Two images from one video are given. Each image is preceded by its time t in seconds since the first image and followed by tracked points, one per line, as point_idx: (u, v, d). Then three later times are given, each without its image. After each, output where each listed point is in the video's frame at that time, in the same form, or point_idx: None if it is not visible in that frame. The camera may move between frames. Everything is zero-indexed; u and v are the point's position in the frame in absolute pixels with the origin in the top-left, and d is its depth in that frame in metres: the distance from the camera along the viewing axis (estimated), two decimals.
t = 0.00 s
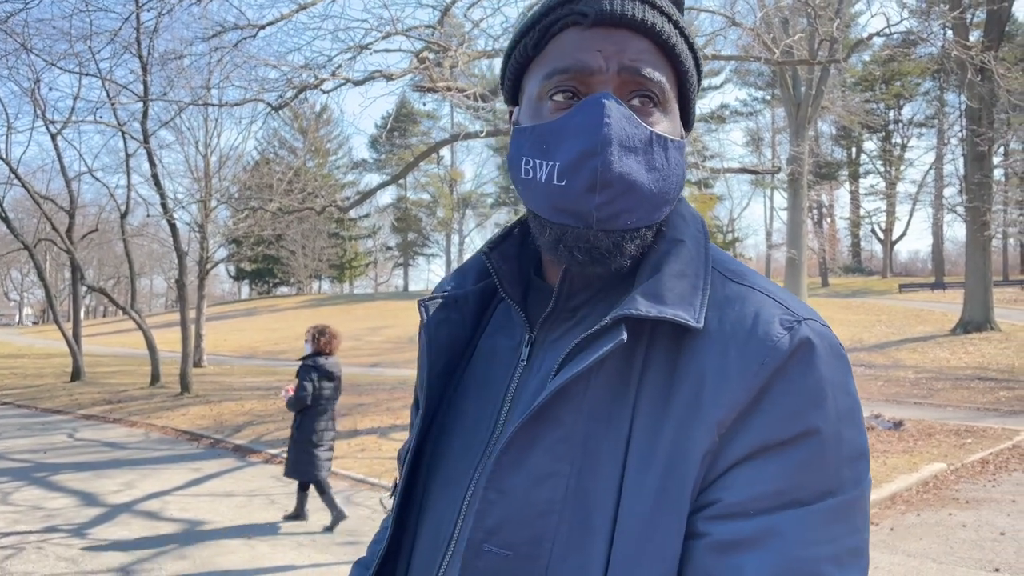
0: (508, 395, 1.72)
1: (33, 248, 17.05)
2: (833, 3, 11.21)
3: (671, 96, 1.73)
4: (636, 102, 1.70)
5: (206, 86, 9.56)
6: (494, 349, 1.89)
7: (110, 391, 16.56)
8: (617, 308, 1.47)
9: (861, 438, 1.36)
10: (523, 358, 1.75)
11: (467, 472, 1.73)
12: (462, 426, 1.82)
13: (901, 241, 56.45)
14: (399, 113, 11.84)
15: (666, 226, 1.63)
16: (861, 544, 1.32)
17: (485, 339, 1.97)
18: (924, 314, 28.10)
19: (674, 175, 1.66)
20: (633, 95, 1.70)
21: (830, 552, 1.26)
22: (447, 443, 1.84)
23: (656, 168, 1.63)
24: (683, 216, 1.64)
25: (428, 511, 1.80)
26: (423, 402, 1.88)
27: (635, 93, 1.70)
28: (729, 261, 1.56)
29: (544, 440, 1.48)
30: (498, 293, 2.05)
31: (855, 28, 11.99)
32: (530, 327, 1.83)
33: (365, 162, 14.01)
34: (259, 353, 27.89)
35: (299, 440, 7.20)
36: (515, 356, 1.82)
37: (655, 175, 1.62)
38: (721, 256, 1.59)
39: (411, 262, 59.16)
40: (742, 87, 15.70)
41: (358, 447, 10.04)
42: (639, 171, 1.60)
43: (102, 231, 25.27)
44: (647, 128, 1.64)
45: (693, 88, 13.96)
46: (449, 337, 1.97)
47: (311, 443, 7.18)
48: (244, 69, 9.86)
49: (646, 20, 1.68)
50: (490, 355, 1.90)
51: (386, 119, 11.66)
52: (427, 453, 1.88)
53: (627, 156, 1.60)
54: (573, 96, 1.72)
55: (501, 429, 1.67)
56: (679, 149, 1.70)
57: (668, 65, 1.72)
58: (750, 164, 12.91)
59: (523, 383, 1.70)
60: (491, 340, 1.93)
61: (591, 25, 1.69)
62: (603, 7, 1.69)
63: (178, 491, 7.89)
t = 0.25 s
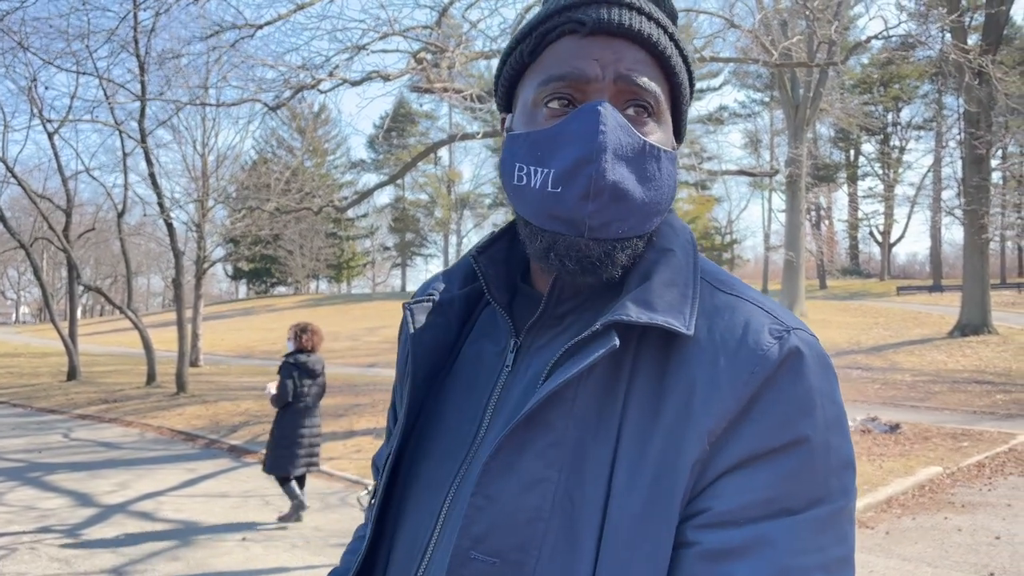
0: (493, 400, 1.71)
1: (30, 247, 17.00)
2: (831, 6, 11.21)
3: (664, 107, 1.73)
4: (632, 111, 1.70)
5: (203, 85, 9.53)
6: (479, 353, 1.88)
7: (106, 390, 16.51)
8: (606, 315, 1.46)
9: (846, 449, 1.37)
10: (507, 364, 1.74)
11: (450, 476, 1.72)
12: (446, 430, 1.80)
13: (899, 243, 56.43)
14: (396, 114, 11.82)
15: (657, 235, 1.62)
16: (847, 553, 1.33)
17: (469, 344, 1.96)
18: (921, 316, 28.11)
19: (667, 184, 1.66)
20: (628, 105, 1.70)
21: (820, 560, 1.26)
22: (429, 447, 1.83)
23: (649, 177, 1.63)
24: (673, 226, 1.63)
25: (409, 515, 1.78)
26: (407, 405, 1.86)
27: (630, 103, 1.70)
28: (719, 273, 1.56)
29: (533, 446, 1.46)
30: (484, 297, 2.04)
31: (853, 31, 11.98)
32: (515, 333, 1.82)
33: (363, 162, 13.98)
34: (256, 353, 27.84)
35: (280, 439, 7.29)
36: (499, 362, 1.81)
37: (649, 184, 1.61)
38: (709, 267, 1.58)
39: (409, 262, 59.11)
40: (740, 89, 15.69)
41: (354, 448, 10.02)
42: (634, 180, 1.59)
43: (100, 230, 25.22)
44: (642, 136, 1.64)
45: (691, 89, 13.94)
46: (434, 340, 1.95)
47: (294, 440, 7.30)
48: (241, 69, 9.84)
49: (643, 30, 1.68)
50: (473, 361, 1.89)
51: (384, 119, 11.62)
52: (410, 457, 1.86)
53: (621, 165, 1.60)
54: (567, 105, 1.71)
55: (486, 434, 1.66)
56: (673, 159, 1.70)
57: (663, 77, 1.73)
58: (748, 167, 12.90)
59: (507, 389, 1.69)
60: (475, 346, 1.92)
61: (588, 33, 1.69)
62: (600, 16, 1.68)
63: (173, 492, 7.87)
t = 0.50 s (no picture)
0: (488, 402, 1.71)
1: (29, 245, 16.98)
2: (831, 8, 11.21)
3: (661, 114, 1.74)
4: (631, 117, 1.71)
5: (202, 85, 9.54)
6: (475, 353, 1.88)
7: (104, 390, 16.51)
8: (606, 315, 1.46)
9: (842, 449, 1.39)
10: (504, 365, 1.74)
11: (446, 476, 1.72)
12: (441, 432, 1.80)
13: (898, 246, 56.44)
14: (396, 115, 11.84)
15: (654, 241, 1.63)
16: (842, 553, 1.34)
17: (464, 344, 1.95)
18: (920, 320, 28.13)
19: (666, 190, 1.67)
20: (628, 112, 1.70)
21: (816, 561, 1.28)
22: (424, 447, 1.83)
23: (647, 183, 1.63)
24: (667, 231, 1.64)
25: (405, 517, 1.78)
26: (403, 405, 1.86)
27: (631, 110, 1.70)
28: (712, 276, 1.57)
29: (530, 446, 1.46)
30: (480, 297, 2.04)
31: (853, 34, 11.98)
32: (512, 334, 1.82)
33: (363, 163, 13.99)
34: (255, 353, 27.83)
35: (265, 438, 7.41)
36: (496, 362, 1.81)
37: (648, 190, 1.62)
38: (705, 271, 1.59)
39: (408, 263, 59.09)
40: (740, 91, 15.70)
41: (351, 449, 10.02)
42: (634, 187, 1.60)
43: (99, 229, 25.19)
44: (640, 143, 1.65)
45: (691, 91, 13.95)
46: (430, 341, 1.94)
47: (278, 439, 7.38)
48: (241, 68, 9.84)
49: (641, 38, 1.69)
50: (469, 362, 1.88)
51: (384, 119, 11.61)
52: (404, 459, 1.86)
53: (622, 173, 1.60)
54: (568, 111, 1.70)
55: (483, 434, 1.66)
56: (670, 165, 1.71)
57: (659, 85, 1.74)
58: (747, 169, 12.90)
59: (503, 390, 1.69)
60: (470, 347, 1.92)
61: (588, 40, 1.69)
62: (598, 23, 1.69)
63: (170, 492, 7.87)
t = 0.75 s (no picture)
0: (500, 411, 1.73)
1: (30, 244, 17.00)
2: (833, 12, 11.21)
3: (618, 135, 1.71)
4: (582, 146, 1.73)
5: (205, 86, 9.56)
6: (486, 364, 1.90)
7: (105, 389, 16.53)
8: (622, 327, 1.49)
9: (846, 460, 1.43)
10: (517, 374, 1.75)
11: (459, 484, 1.73)
12: (453, 439, 1.82)
13: (898, 250, 56.41)
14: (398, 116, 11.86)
15: (624, 254, 1.71)
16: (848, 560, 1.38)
17: (475, 354, 1.96)
18: (920, 324, 28.12)
19: (626, 206, 1.72)
20: (575, 141, 1.73)
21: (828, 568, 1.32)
22: (437, 456, 1.84)
23: (600, 204, 1.71)
24: (674, 240, 1.66)
25: (418, 523, 1.79)
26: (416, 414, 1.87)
27: (577, 140, 1.73)
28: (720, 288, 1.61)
29: (545, 455, 1.47)
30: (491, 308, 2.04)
31: (855, 38, 11.99)
32: (524, 344, 1.83)
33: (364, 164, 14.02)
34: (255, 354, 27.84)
35: (249, 440, 7.40)
36: (508, 372, 1.83)
37: (597, 212, 1.71)
38: (715, 284, 1.61)
39: (408, 264, 59.11)
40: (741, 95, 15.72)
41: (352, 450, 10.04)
42: (580, 212, 1.71)
43: (100, 228, 25.23)
44: (585, 169, 1.72)
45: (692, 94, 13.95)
46: (442, 350, 1.94)
47: (262, 441, 7.37)
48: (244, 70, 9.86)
49: (584, 64, 1.65)
50: (481, 371, 1.90)
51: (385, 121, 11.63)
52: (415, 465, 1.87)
53: (566, 199, 1.72)
54: (519, 144, 1.80)
55: (495, 442, 1.68)
56: (631, 186, 1.73)
57: (615, 104, 1.68)
58: (748, 173, 12.90)
59: (516, 398, 1.71)
60: (482, 358, 1.92)
61: (531, 74, 1.72)
62: (538, 57, 1.71)
63: (171, 492, 7.88)
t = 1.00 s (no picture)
0: (516, 415, 1.72)
1: (32, 243, 17.00)
2: (837, 16, 11.19)
3: (598, 150, 1.70)
4: (560, 163, 1.74)
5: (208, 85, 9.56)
6: (501, 370, 1.89)
7: (106, 389, 16.52)
8: (633, 333, 1.49)
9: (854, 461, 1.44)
10: (532, 379, 1.75)
11: (475, 490, 1.72)
12: (469, 443, 1.81)
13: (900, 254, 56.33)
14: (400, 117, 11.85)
15: (614, 267, 1.71)
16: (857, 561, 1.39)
17: (490, 361, 1.95)
18: (922, 327, 28.08)
19: (606, 221, 1.70)
20: (552, 158, 1.74)
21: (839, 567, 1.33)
22: (453, 460, 1.83)
23: (577, 219, 1.70)
24: (684, 246, 1.65)
25: (436, 527, 1.78)
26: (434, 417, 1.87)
27: (555, 157, 1.74)
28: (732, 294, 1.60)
29: (559, 457, 1.46)
30: (504, 314, 2.03)
31: (858, 41, 11.97)
32: (538, 350, 1.82)
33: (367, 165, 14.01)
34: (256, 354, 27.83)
35: (233, 437, 7.37)
36: (523, 376, 1.82)
37: (574, 229, 1.70)
38: (727, 290, 1.60)
39: (410, 265, 59.08)
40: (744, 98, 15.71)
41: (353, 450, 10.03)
42: (554, 231, 1.72)
43: (102, 227, 25.24)
44: (557, 188, 1.73)
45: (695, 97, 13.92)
46: (457, 355, 1.93)
47: (246, 437, 7.35)
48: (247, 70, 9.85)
49: (559, 81, 1.67)
50: (496, 377, 1.89)
51: (388, 121, 11.62)
52: (432, 470, 1.86)
53: (542, 218, 1.74)
54: (503, 163, 1.83)
55: (511, 445, 1.68)
56: (612, 202, 1.70)
57: (592, 119, 1.68)
58: (751, 176, 12.88)
59: (532, 403, 1.70)
60: (497, 364, 1.92)
61: (513, 93, 1.76)
62: (520, 74, 1.74)
63: (172, 491, 7.88)
